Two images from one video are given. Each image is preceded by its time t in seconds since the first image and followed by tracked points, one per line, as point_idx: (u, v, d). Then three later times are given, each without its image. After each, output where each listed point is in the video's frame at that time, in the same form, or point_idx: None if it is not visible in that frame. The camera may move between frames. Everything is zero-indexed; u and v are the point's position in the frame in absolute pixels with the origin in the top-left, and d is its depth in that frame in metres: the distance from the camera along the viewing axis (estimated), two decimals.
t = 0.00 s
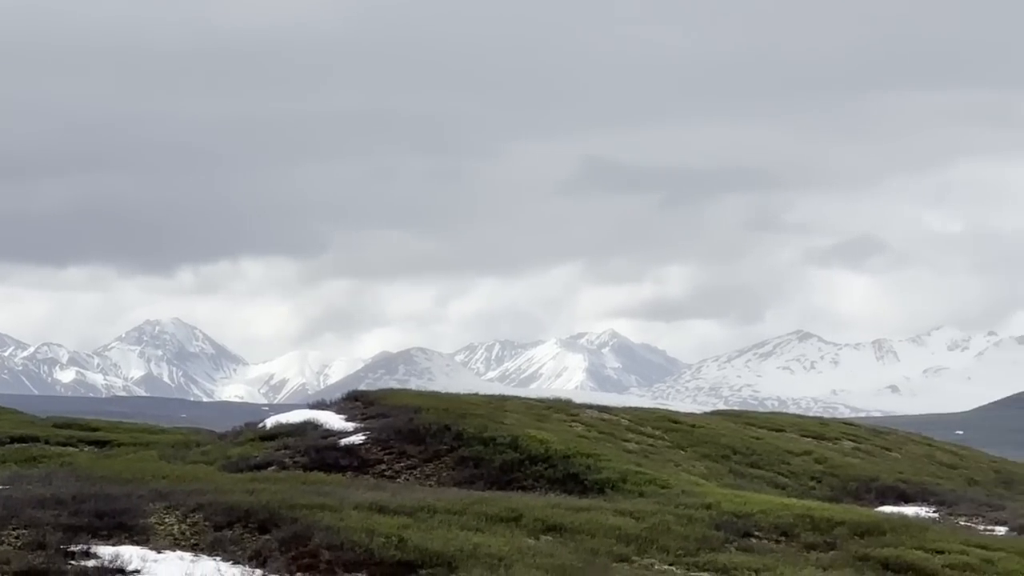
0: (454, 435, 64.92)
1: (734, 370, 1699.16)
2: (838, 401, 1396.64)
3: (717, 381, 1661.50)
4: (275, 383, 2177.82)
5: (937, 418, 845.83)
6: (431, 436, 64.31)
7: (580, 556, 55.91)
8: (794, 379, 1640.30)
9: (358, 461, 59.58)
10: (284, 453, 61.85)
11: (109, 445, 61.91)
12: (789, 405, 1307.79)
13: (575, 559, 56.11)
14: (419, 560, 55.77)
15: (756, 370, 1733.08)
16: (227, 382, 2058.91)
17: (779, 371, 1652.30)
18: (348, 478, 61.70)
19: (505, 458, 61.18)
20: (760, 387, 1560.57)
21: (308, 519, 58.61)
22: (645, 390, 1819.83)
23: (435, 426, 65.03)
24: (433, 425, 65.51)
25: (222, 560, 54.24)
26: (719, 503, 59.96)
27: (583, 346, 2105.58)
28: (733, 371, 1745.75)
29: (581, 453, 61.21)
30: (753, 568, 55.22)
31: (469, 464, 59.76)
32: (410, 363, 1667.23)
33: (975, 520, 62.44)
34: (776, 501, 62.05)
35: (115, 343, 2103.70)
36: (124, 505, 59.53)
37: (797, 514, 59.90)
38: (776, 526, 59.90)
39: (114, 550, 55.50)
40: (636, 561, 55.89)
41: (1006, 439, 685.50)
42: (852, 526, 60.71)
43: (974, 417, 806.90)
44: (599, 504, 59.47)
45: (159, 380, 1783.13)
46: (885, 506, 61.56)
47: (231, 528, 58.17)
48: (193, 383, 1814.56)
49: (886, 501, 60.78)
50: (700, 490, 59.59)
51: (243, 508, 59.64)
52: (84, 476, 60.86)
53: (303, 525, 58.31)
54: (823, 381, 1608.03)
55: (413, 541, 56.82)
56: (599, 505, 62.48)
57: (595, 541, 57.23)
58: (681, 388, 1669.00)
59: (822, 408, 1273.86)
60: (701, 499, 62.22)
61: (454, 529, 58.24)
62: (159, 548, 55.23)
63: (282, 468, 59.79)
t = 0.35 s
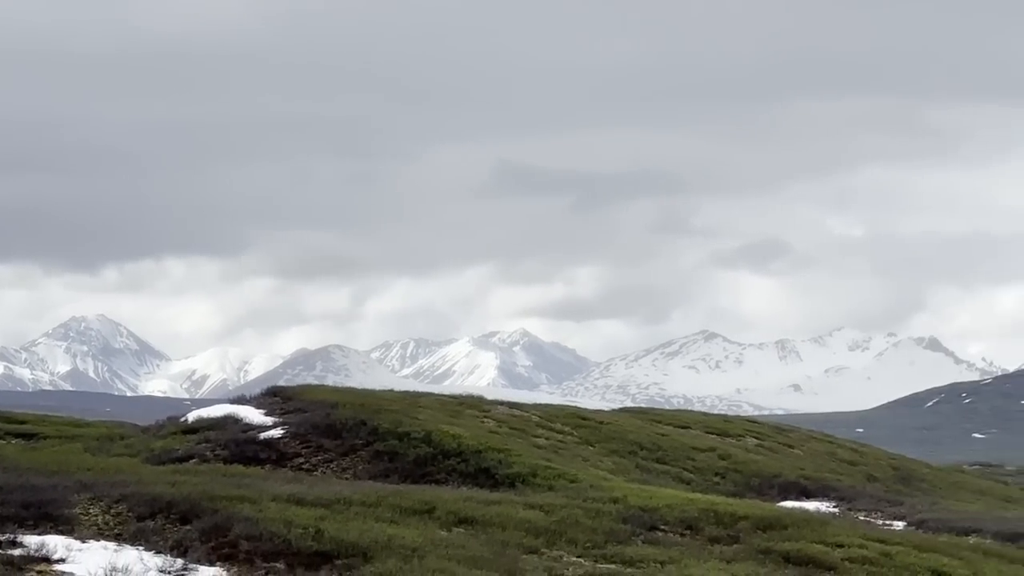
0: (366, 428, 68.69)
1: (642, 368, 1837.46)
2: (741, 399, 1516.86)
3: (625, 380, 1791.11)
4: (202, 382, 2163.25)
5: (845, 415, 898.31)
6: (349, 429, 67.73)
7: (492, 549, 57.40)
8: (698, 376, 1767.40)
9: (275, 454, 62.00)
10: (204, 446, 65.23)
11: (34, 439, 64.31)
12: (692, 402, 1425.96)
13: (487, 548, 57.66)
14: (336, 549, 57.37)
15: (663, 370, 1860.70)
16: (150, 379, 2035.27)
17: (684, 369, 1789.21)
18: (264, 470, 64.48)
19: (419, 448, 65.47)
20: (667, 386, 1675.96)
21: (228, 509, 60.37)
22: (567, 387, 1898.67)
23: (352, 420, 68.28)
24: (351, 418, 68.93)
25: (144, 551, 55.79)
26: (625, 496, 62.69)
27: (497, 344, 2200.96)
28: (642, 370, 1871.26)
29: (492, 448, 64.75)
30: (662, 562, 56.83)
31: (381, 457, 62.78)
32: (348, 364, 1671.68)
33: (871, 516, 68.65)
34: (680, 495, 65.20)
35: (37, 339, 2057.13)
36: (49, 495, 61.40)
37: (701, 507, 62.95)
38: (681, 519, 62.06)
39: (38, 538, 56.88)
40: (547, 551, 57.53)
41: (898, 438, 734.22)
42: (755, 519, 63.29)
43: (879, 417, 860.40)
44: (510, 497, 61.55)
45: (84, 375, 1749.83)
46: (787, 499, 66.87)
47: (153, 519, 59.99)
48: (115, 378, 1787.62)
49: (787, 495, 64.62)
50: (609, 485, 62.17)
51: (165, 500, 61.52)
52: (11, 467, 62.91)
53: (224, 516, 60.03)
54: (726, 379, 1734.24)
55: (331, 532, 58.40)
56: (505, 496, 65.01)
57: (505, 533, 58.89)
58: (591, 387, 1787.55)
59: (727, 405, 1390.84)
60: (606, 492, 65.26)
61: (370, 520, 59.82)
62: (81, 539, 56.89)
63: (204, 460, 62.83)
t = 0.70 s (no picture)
0: (269, 421, 73.04)
1: (545, 368, 2011.58)
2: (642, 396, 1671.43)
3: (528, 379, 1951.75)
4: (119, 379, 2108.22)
5: (748, 412, 935.12)
6: (252, 424, 71.01)
7: (391, 538, 57.87)
8: (598, 376, 1935.71)
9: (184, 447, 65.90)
10: (113, 437, 68.50)
11: None
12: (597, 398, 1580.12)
13: (388, 539, 58.16)
14: (237, 541, 57.16)
15: (565, 369, 2031.27)
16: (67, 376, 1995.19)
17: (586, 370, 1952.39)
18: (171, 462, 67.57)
19: (322, 445, 71.15)
20: (570, 383, 1835.42)
21: (132, 501, 60.58)
22: (491, 387, 1933.65)
23: (256, 414, 72.14)
24: (254, 415, 73.40)
25: (50, 539, 56.27)
26: (522, 492, 65.74)
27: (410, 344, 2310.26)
28: (544, 369, 2040.85)
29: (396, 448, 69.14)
30: (561, 553, 57.43)
31: (287, 450, 68.14)
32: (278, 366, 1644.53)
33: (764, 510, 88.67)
34: (576, 489, 68.30)
35: None
36: None
37: (597, 504, 66.25)
38: (578, 513, 63.95)
39: None
40: (446, 543, 58.19)
41: (791, 435, 764.94)
42: (650, 514, 65.56)
43: (782, 413, 895.93)
44: (408, 491, 64.26)
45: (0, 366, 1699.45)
46: (684, 491, 89.57)
47: (59, 509, 60.50)
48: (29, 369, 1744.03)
49: (687, 494, 67.72)
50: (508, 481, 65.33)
51: (71, 490, 62.27)
52: None
53: (129, 507, 60.13)
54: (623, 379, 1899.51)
55: (233, 523, 58.46)
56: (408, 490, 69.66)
57: (404, 525, 59.68)
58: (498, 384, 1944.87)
59: (630, 400, 1539.76)
60: (506, 487, 68.39)
61: (274, 512, 60.69)
62: None
63: (110, 452, 65.06)
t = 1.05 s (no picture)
0: (164, 412, 74.32)
1: (435, 359, 2055.81)
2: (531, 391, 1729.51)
3: (419, 370, 1993.96)
4: (1, 372, 2042.59)
5: (638, 407, 953.27)
6: (147, 416, 72.08)
7: (283, 530, 59.23)
8: (488, 368, 1985.40)
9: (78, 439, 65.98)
10: (8, 428, 68.80)
11: None
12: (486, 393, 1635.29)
13: (281, 531, 59.70)
14: (132, 532, 57.72)
15: (456, 361, 2072.58)
16: None
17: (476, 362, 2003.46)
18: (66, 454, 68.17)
19: (216, 437, 72.21)
20: (459, 375, 1882.45)
21: (28, 492, 60.63)
22: (382, 381, 1928.95)
23: (150, 406, 73.15)
24: (150, 405, 74.30)
25: None
26: (415, 485, 68.45)
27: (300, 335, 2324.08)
28: (435, 361, 2085.35)
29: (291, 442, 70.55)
30: (452, 547, 59.80)
31: (182, 442, 68.94)
32: (167, 360, 1608.37)
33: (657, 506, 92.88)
34: (467, 483, 70.98)
35: None
36: None
37: (489, 496, 69.09)
38: (469, 507, 66.50)
39: None
40: (339, 535, 59.93)
41: (682, 430, 785.20)
42: (542, 508, 68.46)
43: (673, 408, 919.60)
44: (303, 484, 66.16)
45: None
46: (576, 485, 93.21)
47: None
48: None
49: (576, 491, 71.03)
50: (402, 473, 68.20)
51: None
52: None
53: (24, 498, 60.14)
54: (513, 372, 1951.15)
55: (127, 515, 58.95)
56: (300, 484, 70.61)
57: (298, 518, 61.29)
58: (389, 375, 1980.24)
59: (518, 396, 1599.98)
60: (398, 481, 70.79)
61: (168, 504, 61.45)
62: None
63: (4, 445, 65.26)
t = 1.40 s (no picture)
0: (52, 403, 75.22)
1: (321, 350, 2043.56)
2: (417, 382, 1736.80)
3: (303, 360, 1981.93)
4: None
5: (525, 399, 965.84)
6: (37, 407, 72.81)
7: (170, 521, 60.55)
8: (373, 358, 1982.34)
9: None
10: None
11: None
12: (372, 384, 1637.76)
13: (168, 520, 60.99)
14: (19, 520, 58.31)
15: (342, 352, 2062.45)
16: None
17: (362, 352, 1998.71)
18: None
19: (103, 426, 73.04)
20: (345, 366, 1875.11)
21: None
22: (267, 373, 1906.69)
23: (39, 397, 74.00)
24: (39, 397, 75.06)
25: None
26: (302, 476, 70.80)
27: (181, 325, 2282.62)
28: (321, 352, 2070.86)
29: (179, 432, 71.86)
30: (336, 537, 62.04)
31: (70, 431, 69.91)
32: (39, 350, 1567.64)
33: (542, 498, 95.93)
34: (354, 475, 73.34)
35: None
36: None
37: (374, 488, 71.76)
38: (355, 498, 68.99)
39: None
40: (226, 526, 61.45)
41: (568, 422, 799.12)
42: (427, 499, 71.39)
43: (559, 400, 934.87)
44: (190, 474, 67.72)
45: None
46: (461, 478, 96.24)
47: None
48: None
49: (462, 482, 74.03)
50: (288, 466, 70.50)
51: None
52: None
53: None
54: (399, 363, 1950.77)
55: (15, 504, 59.65)
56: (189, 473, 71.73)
57: (185, 507, 62.67)
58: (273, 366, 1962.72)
59: (405, 388, 1605.89)
60: (285, 472, 72.87)
61: (54, 492, 62.12)
62: None
63: None
